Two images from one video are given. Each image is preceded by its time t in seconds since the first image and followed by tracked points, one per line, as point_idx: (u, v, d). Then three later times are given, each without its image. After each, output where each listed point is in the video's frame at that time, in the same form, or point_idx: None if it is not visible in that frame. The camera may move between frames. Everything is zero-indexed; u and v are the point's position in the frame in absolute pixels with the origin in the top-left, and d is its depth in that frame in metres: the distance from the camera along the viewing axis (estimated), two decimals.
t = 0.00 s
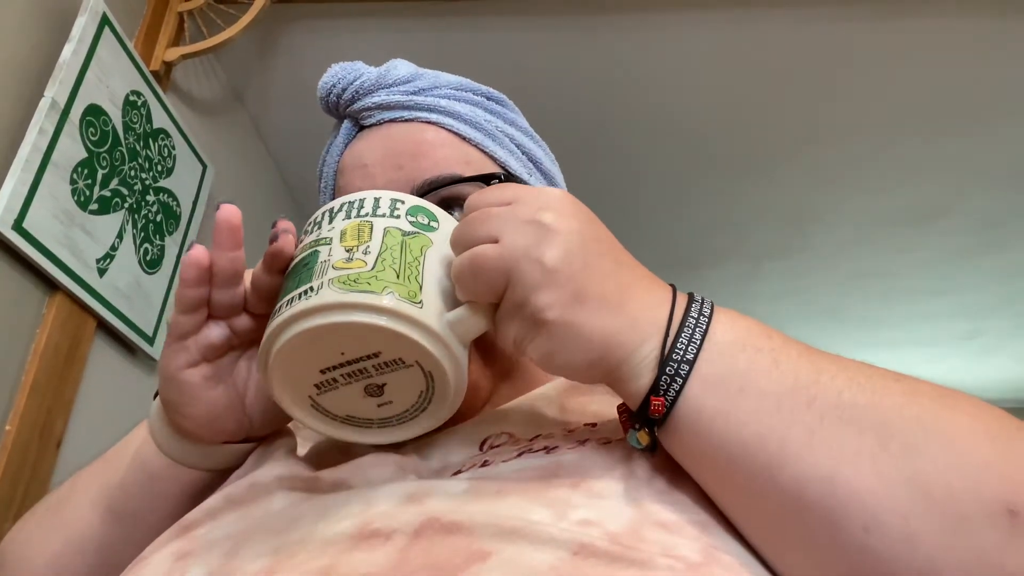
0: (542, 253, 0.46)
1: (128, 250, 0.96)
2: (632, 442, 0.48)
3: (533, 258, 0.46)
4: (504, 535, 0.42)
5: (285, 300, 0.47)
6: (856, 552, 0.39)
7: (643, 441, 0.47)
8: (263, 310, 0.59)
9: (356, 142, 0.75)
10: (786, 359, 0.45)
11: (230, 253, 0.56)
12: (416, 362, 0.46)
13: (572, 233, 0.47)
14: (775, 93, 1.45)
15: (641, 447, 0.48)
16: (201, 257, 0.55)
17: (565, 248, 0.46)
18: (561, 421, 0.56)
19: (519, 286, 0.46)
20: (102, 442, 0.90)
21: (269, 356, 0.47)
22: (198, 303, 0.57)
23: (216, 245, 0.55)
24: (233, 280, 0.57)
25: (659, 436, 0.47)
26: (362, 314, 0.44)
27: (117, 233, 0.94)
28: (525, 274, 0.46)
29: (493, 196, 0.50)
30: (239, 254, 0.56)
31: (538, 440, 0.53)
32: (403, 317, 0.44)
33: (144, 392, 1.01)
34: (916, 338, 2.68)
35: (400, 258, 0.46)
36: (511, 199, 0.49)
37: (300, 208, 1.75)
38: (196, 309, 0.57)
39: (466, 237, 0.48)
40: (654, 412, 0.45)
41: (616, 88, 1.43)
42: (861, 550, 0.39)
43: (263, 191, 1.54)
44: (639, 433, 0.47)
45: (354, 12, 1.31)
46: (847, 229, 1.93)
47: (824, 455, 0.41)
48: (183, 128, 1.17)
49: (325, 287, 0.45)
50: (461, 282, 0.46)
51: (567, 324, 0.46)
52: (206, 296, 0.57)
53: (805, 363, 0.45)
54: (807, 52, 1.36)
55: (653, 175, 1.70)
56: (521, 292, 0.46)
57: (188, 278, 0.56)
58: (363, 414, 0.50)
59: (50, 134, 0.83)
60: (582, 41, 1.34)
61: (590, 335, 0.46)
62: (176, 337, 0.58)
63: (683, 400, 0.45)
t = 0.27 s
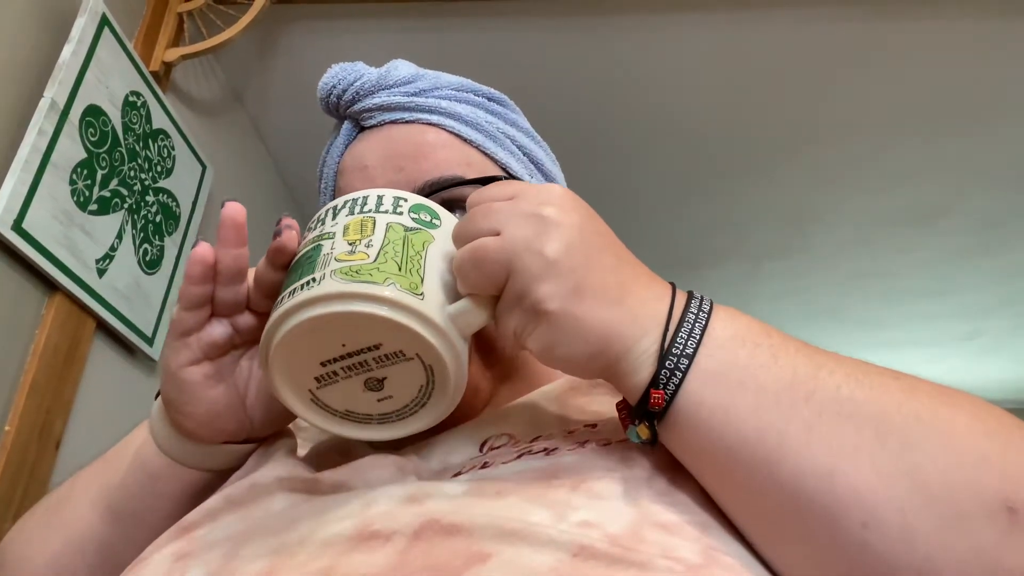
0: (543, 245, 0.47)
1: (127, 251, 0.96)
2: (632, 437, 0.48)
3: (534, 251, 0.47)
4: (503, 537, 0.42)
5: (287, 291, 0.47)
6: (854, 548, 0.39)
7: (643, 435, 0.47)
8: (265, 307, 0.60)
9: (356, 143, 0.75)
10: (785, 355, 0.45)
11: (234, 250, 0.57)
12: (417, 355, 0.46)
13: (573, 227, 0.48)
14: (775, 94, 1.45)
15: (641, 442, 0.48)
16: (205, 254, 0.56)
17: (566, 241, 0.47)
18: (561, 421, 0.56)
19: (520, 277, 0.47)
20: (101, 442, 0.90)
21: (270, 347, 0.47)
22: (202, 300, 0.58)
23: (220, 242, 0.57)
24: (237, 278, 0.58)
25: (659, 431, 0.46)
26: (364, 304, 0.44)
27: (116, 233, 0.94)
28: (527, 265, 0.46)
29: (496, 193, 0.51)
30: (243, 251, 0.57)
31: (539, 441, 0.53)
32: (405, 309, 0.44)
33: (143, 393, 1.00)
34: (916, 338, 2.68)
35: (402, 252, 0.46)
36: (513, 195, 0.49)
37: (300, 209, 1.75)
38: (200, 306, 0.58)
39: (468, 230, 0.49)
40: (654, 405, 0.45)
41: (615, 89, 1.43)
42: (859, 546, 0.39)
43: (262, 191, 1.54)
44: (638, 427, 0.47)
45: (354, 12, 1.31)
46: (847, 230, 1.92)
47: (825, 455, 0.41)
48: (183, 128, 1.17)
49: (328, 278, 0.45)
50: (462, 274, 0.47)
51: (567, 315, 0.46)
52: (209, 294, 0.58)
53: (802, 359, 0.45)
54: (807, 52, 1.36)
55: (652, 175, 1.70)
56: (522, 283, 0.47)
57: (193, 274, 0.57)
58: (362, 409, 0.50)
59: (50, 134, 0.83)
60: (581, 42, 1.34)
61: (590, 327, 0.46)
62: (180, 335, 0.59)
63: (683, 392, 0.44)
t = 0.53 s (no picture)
0: (544, 239, 0.47)
1: (127, 251, 0.96)
2: (631, 435, 0.47)
3: (535, 245, 0.47)
4: (503, 536, 0.42)
5: (288, 285, 0.47)
6: (852, 543, 0.39)
7: (643, 430, 0.46)
8: (266, 306, 0.60)
9: (356, 145, 0.75)
10: (783, 352, 0.46)
11: (236, 250, 0.57)
12: (417, 348, 0.46)
13: (574, 222, 0.48)
14: (773, 96, 1.46)
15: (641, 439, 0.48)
16: (207, 253, 0.57)
17: (566, 235, 0.48)
18: (561, 422, 0.56)
19: (521, 270, 0.47)
20: (101, 442, 0.90)
21: (270, 340, 0.47)
22: (204, 299, 0.59)
23: (222, 241, 0.57)
24: (238, 276, 0.59)
25: (659, 425, 0.46)
26: (365, 295, 0.44)
27: (116, 234, 0.94)
28: (527, 258, 0.47)
29: (497, 190, 0.51)
30: (245, 249, 0.58)
31: (538, 441, 0.53)
32: (406, 301, 0.44)
33: (143, 393, 1.00)
34: (915, 339, 2.68)
35: (403, 247, 0.47)
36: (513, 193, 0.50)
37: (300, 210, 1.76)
38: (202, 304, 0.59)
39: (470, 225, 0.49)
40: (654, 399, 0.45)
41: (614, 90, 1.44)
42: (857, 540, 0.39)
43: (262, 192, 1.54)
44: (638, 423, 0.46)
45: (354, 13, 1.31)
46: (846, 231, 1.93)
47: (825, 453, 0.41)
48: (182, 129, 1.17)
49: (329, 269, 0.45)
50: (463, 268, 0.47)
51: (567, 307, 0.46)
52: (211, 293, 0.59)
53: (800, 356, 0.45)
54: (805, 54, 1.36)
55: (651, 176, 1.70)
56: (523, 276, 0.47)
57: (195, 273, 0.58)
58: (361, 406, 0.49)
59: (49, 135, 0.83)
60: (580, 43, 1.34)
61: (590, 320, 0.46)
62: (182, 333, 0.59)
63: (683, 386, 0.45)
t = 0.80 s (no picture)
0: (542, 233, 0.48)
1: (126, 252, 0.96)
2: (628, 431, 0.47)
3: (533, 238, 0.48)
4: (501, 533, 0.42)
5: (288, 277, 0.47)
6: (849, 537, 0.40)
7: (640, 426, 0.46)
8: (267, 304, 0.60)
9: (354, 147, 0.75)
10: (779, 348, 0.46)
11: (237, 247, 0.57)
12: (414, 341, 0.46)
13: (572, 217, 0.49)
14: (772, 97, 1.46)
15: (639, 435, 0.48)
16: (208, 250, 0.57)
17: (564, 229, 0.48)
18: (559, 420, 0.56)
19: (519, 262, 0.47)
20: (100, 442, 0.90)
21: (268, 331, 0.47)
22: (204, 297, 0.59)
23: (223, 238, 0.57)
24: (239, 274, 0.59)
25: (657, 420, 0.46)
26: (364, 286, 0.44)
27: (115, 234, 0.94)
28: (525, 251, 0.47)
29: (497, 185, 0.52)
30: (246, 248, 0.58)
31: (537, 439, 0.54)
32: (404, 293, 0.44)
33: (142, 393, 1.01)
34: (913, 340, 2.68)
35: (403, 241, 0.47)
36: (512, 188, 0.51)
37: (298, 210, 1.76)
38: (201, 302, 0.59)
39: (469, 220, 0.50)
40: (651, 393, 0.45)
41: (613, 91, 1.44)
42: (854, 535, 0.39)
43: (261, 192, 1.54)
44: (636, 418, 0.46)
45: (354, 14, 1.31)
46: (845, 231, 1.93)
47: (822, 450, 0.41)
48: (181, 130, 1.17)
49: (328, 261, 0.45)
50: (462, 261, 0.47)
51: (564, 300, 0.47)
52: (211, 290, 0.59)
53: (796, 351, 0.46)
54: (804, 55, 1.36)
55: (650, 177, 1.70)
56: (520, 268, 0.47)
57: (195, 270, 0.57)
58: (357, 401, 0.49)
59: (48, 135, 0.83)
60: (579, 44, 1.34)
61: (587, 313, 0.46)
62: (181, 330, 0.59)
63: (679, 381, 0.45)
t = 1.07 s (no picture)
0: (542, 227, 0.48)
1: (126, 252, 0.96)
2: (627, 426, 0.48)
3: (533, 231, 0.48)
4: (500, 530, 0.42)
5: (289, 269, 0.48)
6: (846, 533, 0.40)
7: (639, 421, 0.46)
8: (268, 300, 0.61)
9: (355, 149, 0.75)
10: (778, 345, 0.46)
11: (239, 243, 0.58)
12: (414, 334, 0.46)
13: (572, 212, 0.49)
14: (771, 97, 1.46)
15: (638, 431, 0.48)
16: (211, 247, 0.58)
17: (564, 223, 0.48)
18: (558, 418, 0.56)
19: (519, 255, 0.47)
20: (99, 442, 0.90)
21: (269, 323, 0.47)
22: (206, 293, 0.59)
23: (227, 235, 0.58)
24: (241, 271, 0.59)
25: (657, 415, 0.46)
26: (364, 277, 0.44)
27: (115, 235, 0.94)
28: (525, 244, 0.47)
29: (498, 181, 0.52)
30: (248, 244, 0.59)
31: (536, 437, 0.54)
32: (404, 285, 0.45)
33: (141, 393, 1.00)
34: (913, 341, 2.69)
35: (404, 235, 0.47)
36: (513, 183, 0.51)
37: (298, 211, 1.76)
38: (203, 298, 0.60)
39: (470, 214, 0.50)
40: (650, 387, 0.45)
41: (613, 92, 1.44)
42: (851, 530, 0.39)
43: (260, 192, 1.54)
44: (635, 413, 0.46)
45: (354, 15, 1.32)
46: (844, 232, 1.93)
47: (821, 446, 0.41)
48: (181, 130, 1.18)
49: (329, 253, 0.45)
50: (462, 254, 0.47)
51: (563, 293, 0.47)
52: (213, 287, 0.60)
53: (794, 347, 0.46)
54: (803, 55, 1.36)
55: (650, 178, 1.70)
56: (520, 261, 0.47)
57: (198, 266, 0.58)
58: (357, 395, 0.49)
59: (48, 136, 0.83)
60: (579, 45, 1.34)
61: (586, 306, 0.46)
62: (182, 327, 0.60)
63: (678, 377, 0.45)
